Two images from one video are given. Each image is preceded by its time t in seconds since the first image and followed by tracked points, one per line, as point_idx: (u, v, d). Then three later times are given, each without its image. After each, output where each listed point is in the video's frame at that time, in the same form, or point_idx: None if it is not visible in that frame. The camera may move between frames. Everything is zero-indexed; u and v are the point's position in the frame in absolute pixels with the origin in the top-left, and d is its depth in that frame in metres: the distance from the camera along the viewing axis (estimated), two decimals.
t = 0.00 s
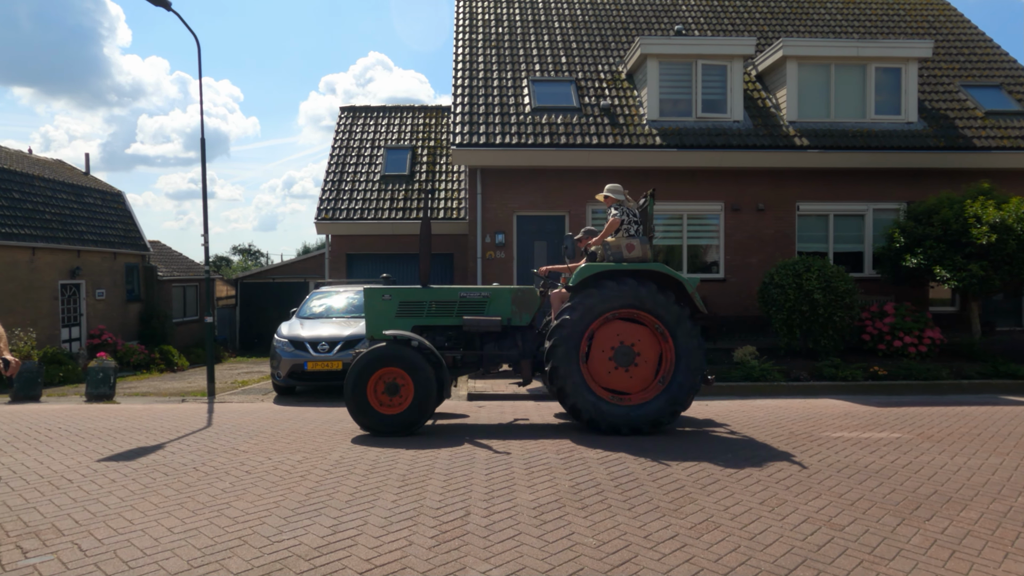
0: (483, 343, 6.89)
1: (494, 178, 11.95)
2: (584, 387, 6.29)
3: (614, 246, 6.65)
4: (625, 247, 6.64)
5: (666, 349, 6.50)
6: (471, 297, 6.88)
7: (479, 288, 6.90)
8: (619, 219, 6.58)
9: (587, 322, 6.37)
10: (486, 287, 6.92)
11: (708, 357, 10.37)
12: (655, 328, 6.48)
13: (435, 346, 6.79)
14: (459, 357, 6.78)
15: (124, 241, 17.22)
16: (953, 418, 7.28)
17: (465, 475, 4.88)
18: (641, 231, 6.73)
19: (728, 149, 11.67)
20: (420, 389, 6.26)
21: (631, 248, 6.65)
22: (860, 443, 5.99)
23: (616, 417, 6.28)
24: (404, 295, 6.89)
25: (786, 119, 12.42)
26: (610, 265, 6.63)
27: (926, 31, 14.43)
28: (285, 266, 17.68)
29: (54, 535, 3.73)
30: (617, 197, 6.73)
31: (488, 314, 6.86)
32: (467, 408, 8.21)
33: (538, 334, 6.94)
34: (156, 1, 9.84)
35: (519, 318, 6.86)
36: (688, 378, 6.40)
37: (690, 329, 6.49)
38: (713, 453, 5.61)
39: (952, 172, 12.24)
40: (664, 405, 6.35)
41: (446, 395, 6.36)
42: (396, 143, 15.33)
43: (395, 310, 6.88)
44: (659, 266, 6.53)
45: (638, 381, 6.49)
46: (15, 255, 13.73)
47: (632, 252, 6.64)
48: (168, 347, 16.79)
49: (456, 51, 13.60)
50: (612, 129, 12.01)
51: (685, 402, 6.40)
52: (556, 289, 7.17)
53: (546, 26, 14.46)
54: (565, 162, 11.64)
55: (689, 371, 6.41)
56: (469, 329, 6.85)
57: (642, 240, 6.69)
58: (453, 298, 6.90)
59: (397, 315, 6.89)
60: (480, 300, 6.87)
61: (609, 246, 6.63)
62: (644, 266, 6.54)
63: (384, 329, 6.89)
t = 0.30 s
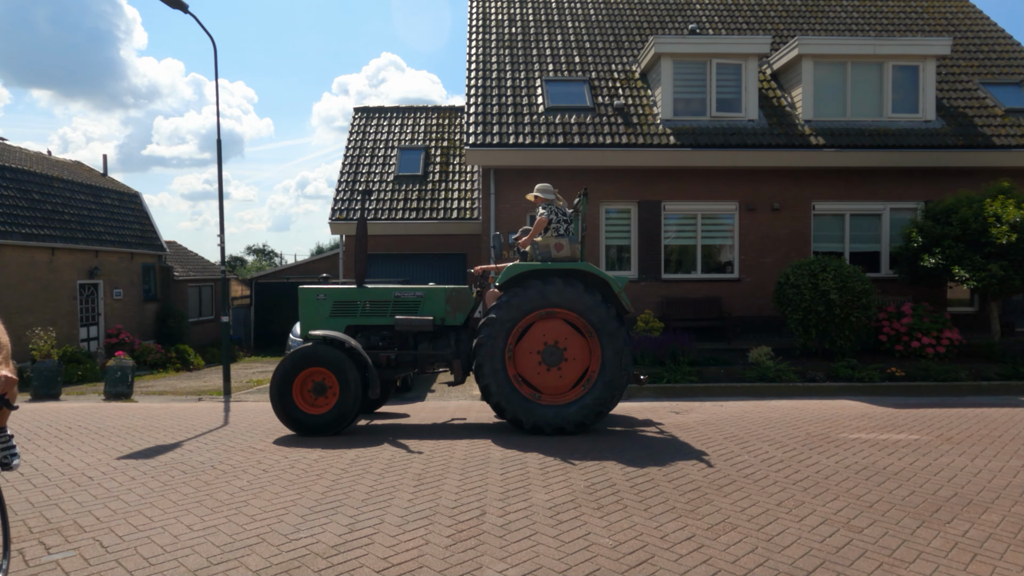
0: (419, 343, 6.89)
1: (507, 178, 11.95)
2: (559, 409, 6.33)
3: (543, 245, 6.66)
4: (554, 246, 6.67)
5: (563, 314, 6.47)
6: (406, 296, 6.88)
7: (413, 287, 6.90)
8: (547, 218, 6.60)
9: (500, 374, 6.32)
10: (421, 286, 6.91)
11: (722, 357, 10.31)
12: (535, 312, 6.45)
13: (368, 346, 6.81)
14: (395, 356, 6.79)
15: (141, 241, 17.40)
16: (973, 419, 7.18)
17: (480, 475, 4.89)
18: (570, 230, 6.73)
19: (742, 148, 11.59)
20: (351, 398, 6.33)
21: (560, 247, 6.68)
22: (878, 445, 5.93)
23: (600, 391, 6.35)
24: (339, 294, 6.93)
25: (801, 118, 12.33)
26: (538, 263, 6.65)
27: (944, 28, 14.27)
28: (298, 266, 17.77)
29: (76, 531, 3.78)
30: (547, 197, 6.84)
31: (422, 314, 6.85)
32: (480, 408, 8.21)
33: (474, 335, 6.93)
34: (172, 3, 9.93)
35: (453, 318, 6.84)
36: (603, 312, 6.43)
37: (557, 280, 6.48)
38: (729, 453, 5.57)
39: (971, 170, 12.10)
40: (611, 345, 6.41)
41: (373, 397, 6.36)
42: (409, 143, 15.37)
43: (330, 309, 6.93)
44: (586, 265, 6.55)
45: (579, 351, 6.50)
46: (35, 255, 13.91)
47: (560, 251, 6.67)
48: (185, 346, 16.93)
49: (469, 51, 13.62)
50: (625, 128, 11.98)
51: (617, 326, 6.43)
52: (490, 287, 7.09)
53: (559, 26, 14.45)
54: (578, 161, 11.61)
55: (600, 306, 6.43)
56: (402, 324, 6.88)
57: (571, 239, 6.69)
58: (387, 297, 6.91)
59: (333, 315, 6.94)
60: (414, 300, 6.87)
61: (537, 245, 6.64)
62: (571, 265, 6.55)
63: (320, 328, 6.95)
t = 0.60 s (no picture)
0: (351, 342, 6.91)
1: (519, 178, 11.96)
2: (527, 371, 6.37)
3: (467, 244, 6.66)
4: (479, 245, 6.65)
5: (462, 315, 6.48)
6: (338, 295, 6.89)
7: (344, 287, 6.90)
8: (473, 217, 6.64)
9: (465, 409, 6.28)
10: (353, 285, 6.92)
11: (735, 357, 10.26)
12: (429, 352, 6.40)
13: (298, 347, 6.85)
14: (326, 355, 6.82)
15: (155, 241, 17.55)
16: (991, 420, 7.10)
17: (494, 474, 4.89)
18: (497, 230, 6.74)
19: (756, 147, 11.53)
20: (256, 426, 6.29)
21: (484, 246, 6.66)
22: (894, 446, 5.87)
23: (526, 328, 6.40)
24: (271, 294, 6.97)
25: (815, 116, 12.26)
26: (461, 263, 6.65)
27: (960, 25, 14.14)
28: (310, 266, 17.85)
29: (97, 528, 3.83)
30: (476, 196, 6.74)
31: (354, 313, 6.85)
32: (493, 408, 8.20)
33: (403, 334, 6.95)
34: (187, 5, 10.01)
35: (384, 317, 6.85)
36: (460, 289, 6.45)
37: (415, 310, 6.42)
38: (744, 453, 5.55)
39: (988, 168, 11.98)
40: (487, 298, 6.44)
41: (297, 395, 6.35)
42: (421, 143, 15.41)
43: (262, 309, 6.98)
44: (512, 264, 6.56)
45: (482, 325, 6.52)
46: (52, 255, 14.07)
47: (484, 250, 6.64)
48: (199, 346, 17.06)
49: (480, 51, 13.64)
50: (637, 127, 11.95)
51: (475, 283, 6.47)
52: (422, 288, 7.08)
53: (570, 25, 14.44)
54: (590, 161, 11.60)
55: (451, 289, 6.45)
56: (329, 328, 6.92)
57: (496, 238, 6.70)
58: (320, 297, 6.93)
59: (265, 315, 6.98)
60: (346, 299, 6.88)
61: (462, 243, 6.64)
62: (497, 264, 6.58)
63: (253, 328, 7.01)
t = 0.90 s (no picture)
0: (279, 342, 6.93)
1: (528, 178, 11.96)
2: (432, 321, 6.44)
3: (388, 245, 6.66)
4: (399, 246, 6.64)
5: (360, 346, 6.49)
6: (264, 296, 6.87)
7: (271, 287, 6.89)
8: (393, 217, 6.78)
9: (438, 389, 6.34)
10: (279, 285, 6.90)
11: (745, 357, 10.22)
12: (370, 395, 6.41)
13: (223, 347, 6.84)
14: (253, 356, 6.79)
15: (166, 242, 17.64)
16: (1004, 420, 7.06)
17: (505, 474, 4.90)
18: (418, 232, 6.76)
19: (765, 146, 11.48)
20: (172, 426, 6.30)
21: (404, 246, 6.64)
22: (907, 446, 5.84)
23: (386, 300, 6.46)
24: (197, 294, 6.96)
25: (825, 115, 12.20)
26: (379, 264, 6.64)
27: (972, 22, 14.03)
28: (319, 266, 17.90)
29: (112, 525, 3.86)
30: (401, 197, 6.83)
31: (280, 314, 6.85)
32: (502, 408, 8.19)
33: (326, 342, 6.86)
34: (197, 6, 10.05)
35: (310, 317, 6.85)
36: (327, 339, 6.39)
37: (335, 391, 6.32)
38: (755, 453, 5.53)
39: (1001, 166, 11.88)
40: (344, 326, 6.42)
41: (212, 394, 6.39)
42: (430, 143, 15.44)
43: (188, 310, 6.97)
44: (428, 265, 6.61)
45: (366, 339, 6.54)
46: (64, 255, 14.18)
47: (404, 251, 6.60)
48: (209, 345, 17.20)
49: (489, 51, 13.65)
50: (646, 127, 11.93)
51: (326, 327, 6.42)
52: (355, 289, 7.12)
53: (579, 24, 14.42)
54: (599, 161, 11.58)
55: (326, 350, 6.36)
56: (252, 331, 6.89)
57: (417, 239, 6.69)
58: (247, 297, 6.92)
59: (191, 315, 6.96)
60: (272, 300, 6.86)
61: (382, 244, 6.65)
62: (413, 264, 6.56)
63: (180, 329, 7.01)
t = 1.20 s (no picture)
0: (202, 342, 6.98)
1: (535, 177, 11.96)
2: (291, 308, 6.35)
3: (303, 245, 6.58)
4: (314, 247, 6.57)
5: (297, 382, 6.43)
6: (188, 296, 6.95)
7: (195, 288, 6.98)
8: (306, 216, 6.59)
9: (352, 334, 6.28)
10: (204, 286, 7.00)
11: (752, 357, 10.19)
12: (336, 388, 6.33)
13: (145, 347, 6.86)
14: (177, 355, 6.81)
15: (173, 242, 17.71)
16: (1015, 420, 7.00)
17: (513, 473, 4.89)
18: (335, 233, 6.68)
19: (772, 146, 11.44)
20: (86, 426, 6.35)
21: (319, 248, 6.58)
22: (917, 447, 5.80)
23: (251, 339, 6.28)
24: (122, 295, 7.03)
25: (833, 114, 12.15)
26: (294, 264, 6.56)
27: (981, 20, 13.95)
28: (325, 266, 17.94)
29: (123, 524, 3.87)
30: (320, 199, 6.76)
31: (204, 314, 6.92)
32: (509, 407, 8.19)
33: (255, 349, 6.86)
34: (204, 7, 10.07)
35: (233, 317, 6.92)
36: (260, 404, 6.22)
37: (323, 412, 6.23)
38: (764, 453, 5.51)
39: (1011, 165, 11.80)
40: (260, 390, 6.23)
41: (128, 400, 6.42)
42: (436, 143, 15.46)
43: (113, 310, 7.02)
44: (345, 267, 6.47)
45: (285, 377, 6.45)
46: (72, 256, 14.25)
47: (320, 252, 6.56)
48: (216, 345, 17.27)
49: (495, 51, 13.64)
50: (653, 126, 11.91)
51: (247, 402, 6.23)
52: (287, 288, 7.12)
53: (585, 24, 14.40)
54: (607, 160, 11.56)
55: (277, 411, 6.21)
56: (176, 331, 6.90)
57: (333, 241, 6.63)
58: (170, 298, 6.98)
59: (116, 315, 7.02)
60: (196, 300, 6.95)
61: (297, 245, 6.56)
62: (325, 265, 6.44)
63: (104, 329, 7.04)
